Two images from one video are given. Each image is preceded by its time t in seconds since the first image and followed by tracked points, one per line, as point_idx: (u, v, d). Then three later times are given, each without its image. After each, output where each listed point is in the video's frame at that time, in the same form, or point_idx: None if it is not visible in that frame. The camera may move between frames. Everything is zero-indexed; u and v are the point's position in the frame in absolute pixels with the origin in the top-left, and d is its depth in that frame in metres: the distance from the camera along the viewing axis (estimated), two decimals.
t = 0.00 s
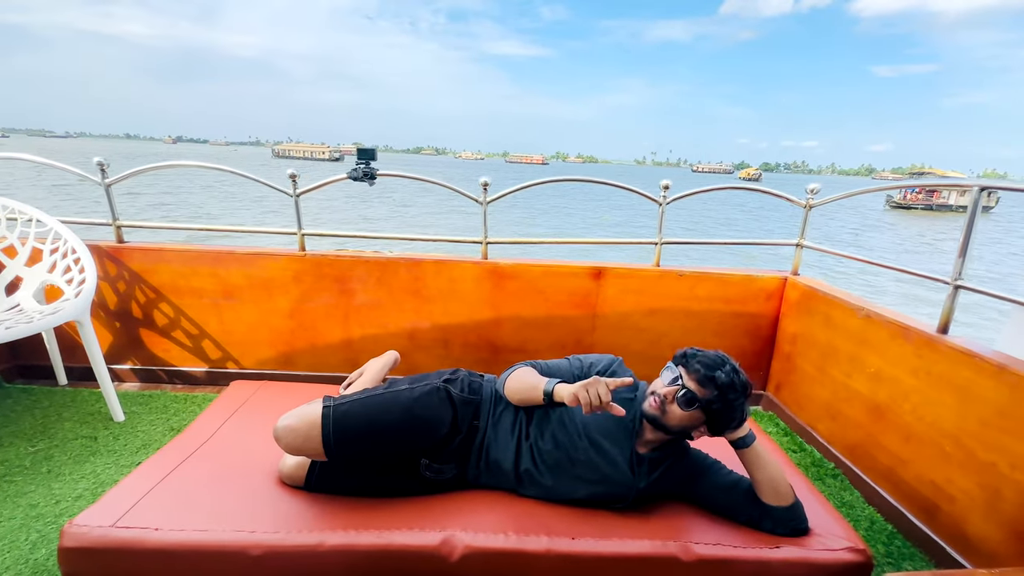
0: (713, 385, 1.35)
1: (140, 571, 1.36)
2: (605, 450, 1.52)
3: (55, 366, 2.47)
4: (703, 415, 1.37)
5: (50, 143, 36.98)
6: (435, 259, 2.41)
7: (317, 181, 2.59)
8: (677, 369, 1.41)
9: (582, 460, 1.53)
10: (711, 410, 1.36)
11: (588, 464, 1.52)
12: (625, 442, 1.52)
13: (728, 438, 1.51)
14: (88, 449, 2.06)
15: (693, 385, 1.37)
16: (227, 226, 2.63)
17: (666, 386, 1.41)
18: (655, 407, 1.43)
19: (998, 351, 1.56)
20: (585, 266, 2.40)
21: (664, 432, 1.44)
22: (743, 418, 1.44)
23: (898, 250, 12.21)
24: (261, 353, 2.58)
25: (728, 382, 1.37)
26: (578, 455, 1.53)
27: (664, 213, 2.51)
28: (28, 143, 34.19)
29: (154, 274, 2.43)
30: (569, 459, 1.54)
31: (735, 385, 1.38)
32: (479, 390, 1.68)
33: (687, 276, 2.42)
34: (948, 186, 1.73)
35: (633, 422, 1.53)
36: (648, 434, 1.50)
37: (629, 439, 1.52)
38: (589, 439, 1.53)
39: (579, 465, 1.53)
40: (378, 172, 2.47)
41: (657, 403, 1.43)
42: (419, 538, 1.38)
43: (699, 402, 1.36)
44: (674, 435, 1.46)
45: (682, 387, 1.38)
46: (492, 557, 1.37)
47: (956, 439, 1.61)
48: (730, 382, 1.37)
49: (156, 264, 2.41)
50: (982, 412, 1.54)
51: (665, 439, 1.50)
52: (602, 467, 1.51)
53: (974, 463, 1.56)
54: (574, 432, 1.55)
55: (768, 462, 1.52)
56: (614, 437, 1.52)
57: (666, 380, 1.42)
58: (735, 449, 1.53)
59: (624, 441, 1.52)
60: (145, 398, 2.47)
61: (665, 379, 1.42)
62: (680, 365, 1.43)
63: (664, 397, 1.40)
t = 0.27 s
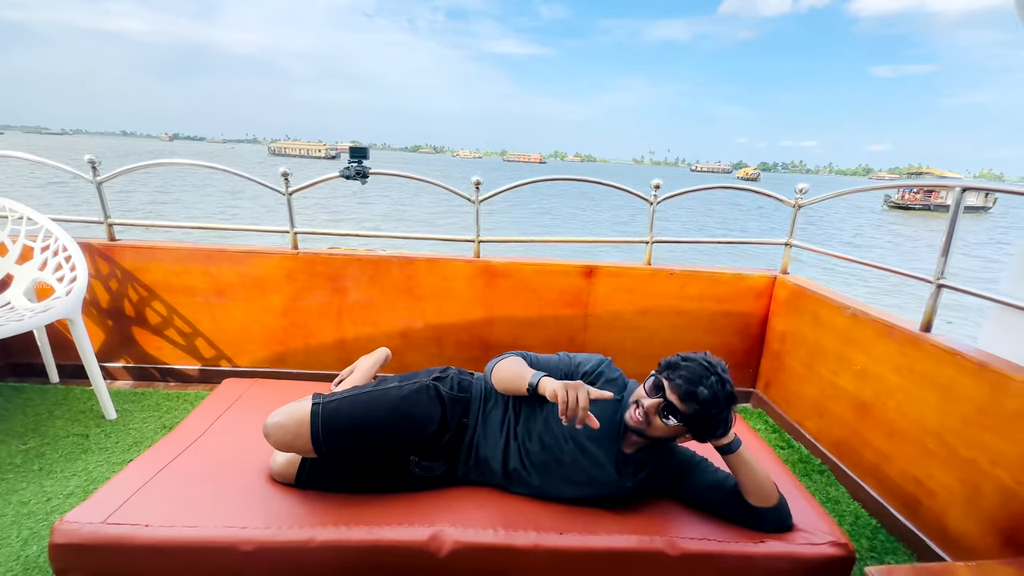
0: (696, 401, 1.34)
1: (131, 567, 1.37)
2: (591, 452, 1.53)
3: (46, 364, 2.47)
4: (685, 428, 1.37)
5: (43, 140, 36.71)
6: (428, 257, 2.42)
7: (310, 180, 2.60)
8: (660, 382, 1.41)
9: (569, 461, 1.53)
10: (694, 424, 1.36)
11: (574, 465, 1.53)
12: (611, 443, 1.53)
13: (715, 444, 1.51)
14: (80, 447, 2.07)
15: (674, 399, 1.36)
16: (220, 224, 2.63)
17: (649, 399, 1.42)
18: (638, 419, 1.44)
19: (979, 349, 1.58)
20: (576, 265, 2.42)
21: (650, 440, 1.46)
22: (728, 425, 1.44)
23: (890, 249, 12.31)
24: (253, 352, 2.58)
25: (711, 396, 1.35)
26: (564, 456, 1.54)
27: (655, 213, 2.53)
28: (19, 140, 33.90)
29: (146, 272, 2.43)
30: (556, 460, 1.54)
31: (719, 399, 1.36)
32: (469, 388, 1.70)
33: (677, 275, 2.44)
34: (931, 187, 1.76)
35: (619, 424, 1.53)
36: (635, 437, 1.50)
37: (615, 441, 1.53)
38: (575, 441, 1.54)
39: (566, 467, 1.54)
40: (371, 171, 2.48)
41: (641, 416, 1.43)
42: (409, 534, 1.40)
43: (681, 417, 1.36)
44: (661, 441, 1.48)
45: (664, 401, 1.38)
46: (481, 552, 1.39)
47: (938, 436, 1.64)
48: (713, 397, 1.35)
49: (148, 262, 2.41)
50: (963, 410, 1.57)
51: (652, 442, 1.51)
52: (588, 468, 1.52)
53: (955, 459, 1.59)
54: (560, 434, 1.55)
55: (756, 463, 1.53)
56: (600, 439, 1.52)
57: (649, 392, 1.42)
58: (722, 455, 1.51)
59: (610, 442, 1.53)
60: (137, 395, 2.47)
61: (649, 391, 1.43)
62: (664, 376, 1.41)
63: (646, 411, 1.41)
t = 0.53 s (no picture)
0: (692, 407, 1.37)
1: (124, 560, 1.37)
2: (582, 451, 1.53)
3: (38, 359, 2.45)
4: (682, 433, 1.40)
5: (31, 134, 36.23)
6: (422, 253, 2.42)
7: (304, 175, 2.59)
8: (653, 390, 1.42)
9: (559, 460, 1.54)
10: (691, 427, 1.39)
11: (565, 464, 1.54)
12: (602, 442, 1.54)
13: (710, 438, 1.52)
14: (72, 442, 2.06)
15: (670, 407, 1.38)
16: (213, 219, 2.62)
17: (643, 409, 1.42)
18: (634, 428, 1.44)
19: (964, 345, 1.61)
20: (571, 262, 2.43)
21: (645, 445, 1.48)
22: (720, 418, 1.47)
23: (881, 248, 12.43)
24: (247, 347, 2.58)
25: (704, 399, 1.38)
26: (555, 455, 1.55)
27: (649, 209, 2.54)
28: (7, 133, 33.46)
29: (138, 267, 2.42)
30: (547, 459, 1.56)
31: (712, 400, 1.39)
32: (462, 384, 1.72)
33: (670, 272, 2.46)
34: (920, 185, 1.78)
35: (610, 424, 1.53)
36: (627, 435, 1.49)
37: (606, 439, 1.53)
38: (566, 441, 1.54)
39: (557, 466, 1.55)
40: (365, 166, 2.47)
41: (637, 425, 1.44)
42: (403, 526, 1.41)
43: (677, 423, 1.38)
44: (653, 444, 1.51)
45: (660, 409, 1.39)
46: (474, 544, 1.41)
47: (923, 430, 1.67)
48: (707, 399, 1.38)
49: (141, 257, 2.40)
50: (948, 404, 1.60)
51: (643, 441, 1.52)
52: (579, 467, 1.53)
53: (939, 452, 1.62)
54: (551, 433, 1.56)
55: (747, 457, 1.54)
56: (591, 438, 1.53)
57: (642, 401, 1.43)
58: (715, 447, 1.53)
59: (601, 442, 1.54)
60: (129, 390, 2.46)
61: (642, 400, 1.43)
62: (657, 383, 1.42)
63: (643, 421, 1.41)
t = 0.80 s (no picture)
0: (699, 382, 1.42)
1: (134, 550, 1.40)
2: (582, 444, 1.57)
3: (38, 354, 2.46)
4: (689, 412, 1.43)
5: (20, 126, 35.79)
6: (423, 249, 2.45)
7: (306, 171, 2.60)
8: (659, 370, 1.46)
9: (560, 454, 1.58)
10: (698, 406, 1.43)
11: (566, 458, 1.58)
12: (602, 436, 1.58)
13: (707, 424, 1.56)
14: (76, 436, 2.07)
15: (678, 385, 1.42)
16: (214, 214, 2.63)
17: (651, 390, 1.46)
18: (643, 410, 1.47)
19: (954, 341, 1.66)
20: (570, 259, 2.46)
21: (652, 430, 1.50)
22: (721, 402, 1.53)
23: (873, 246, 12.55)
24: (248, 342, 2.60)
25: (710, 376, 1.44)
26: (557, 449, 1.59)
27: (648, 207, 2.57)
28: None
29: (140, 262, 2.43)
30: (548, 452, 1.59)
31: (715, 378, 1.45)
32: (466, 379, 1.72)
33: (668, 269, 2.50)
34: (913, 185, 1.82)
35: (609, 417, 1.57)
36: (627, 427, 1.55)
37: (606, 433, 1.57)
38: (567, 434, 1.58)
39: (558, 460, 1.59)
40: (367, 163, 2.49)
41: (645, 406, 1.47)
42: (408, 518, 1.44)
43: (685, 401, 1.42)
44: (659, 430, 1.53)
45: (668, 388, 1.43)
46: (478, 535, 1.44)
47: (914, 423, 1.72)
48: (711, 376, 1.44)
49: (142, 252, 2.41)
50: (938, 398, 1.64)
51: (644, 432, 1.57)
52: (579, 460, 1.57)
53: (929, 446, 1.67)
54: (551, 428, 1.60)
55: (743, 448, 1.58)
56: (591, 432, 1.57)
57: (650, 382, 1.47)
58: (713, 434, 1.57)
59: (600, 435, 1.58)
60: (131, 385, 2.48)
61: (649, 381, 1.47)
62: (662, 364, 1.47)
63: (651, 401, 1.45)
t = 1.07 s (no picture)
0: (705, 368, 1.49)
1: (158, 540, 1.45)
2: (592, 434, 1.63)
3: (51, 350, 2.49)
4: (696, 398, 1.50)
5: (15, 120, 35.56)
6: (431, 248, 2.48)
7: (314, 170, 2.63)
8: (667, 358, 1.53)
9: (570, 444, 1.64)
10: (704, 392, 1.50)
11: (575, 448, 1.63)
12: (611, 426, 1.63)
13: (712, 414, 1.60)
14: (91, 430, 2.11)
15: (686, 370, 1.49)
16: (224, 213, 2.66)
17: (660, 376, 1.52)
18: (652, 395, 1.53)
19: (951, 340, 1.71)
20: (575, 258, 2.51)
21: (659, 417, 1.55)
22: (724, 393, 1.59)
23: (871, 244, 12.62)
24: (258, 339, 2.64)
25: (715, 364, 1.51)
26: (567, 439, 1.64)
27: (651, 207, 2.61)
28: None
29: (151, 260, 2.46)
30: (559, 442, 1.65)
31: (719, 366, 1.53)
32: (477, 375, 1.76)
33: (671, 268, 2.55)
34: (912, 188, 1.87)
35: (619, 409, 1.62)
36: (635, 419, 1.61)
37: (615, 424, 1.63)
38: (577, 425, 1.64)
39: (567, 450, 1.64)
40: (375, 163, 2.52)
41: (654, 391, 1.53)
42: (422, 510, 1.49)
43: (693, 386, 1.49)
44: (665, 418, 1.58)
45: (676, 374, 1.50)
46: (490, 526, 1.49)
47: (911, 420, 1.77)
48: (716, 364, 1.52)
49: (154, 250, 2.44)
50: (934, 395, 1.70)
51: (651, 423, 1.63)
52: (588, 451, 1.62)
53: (925, 441, 1.72)
54: (562, 418, 1.66)
55: (744, 441, 1.63)
56: (601, 422, 1.63)
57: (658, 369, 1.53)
58: (717, 424, 1.61)
59: (610, 426, 1.63)
60: (143, 380, 2.52)
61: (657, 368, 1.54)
62: (670, 352, 1.54)
63: (660, 385, 1.51)
